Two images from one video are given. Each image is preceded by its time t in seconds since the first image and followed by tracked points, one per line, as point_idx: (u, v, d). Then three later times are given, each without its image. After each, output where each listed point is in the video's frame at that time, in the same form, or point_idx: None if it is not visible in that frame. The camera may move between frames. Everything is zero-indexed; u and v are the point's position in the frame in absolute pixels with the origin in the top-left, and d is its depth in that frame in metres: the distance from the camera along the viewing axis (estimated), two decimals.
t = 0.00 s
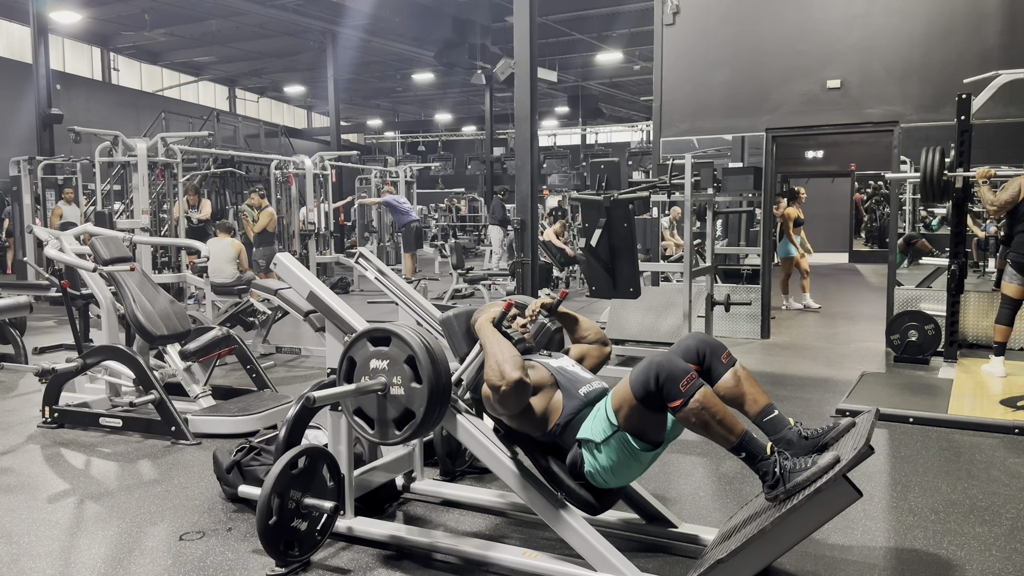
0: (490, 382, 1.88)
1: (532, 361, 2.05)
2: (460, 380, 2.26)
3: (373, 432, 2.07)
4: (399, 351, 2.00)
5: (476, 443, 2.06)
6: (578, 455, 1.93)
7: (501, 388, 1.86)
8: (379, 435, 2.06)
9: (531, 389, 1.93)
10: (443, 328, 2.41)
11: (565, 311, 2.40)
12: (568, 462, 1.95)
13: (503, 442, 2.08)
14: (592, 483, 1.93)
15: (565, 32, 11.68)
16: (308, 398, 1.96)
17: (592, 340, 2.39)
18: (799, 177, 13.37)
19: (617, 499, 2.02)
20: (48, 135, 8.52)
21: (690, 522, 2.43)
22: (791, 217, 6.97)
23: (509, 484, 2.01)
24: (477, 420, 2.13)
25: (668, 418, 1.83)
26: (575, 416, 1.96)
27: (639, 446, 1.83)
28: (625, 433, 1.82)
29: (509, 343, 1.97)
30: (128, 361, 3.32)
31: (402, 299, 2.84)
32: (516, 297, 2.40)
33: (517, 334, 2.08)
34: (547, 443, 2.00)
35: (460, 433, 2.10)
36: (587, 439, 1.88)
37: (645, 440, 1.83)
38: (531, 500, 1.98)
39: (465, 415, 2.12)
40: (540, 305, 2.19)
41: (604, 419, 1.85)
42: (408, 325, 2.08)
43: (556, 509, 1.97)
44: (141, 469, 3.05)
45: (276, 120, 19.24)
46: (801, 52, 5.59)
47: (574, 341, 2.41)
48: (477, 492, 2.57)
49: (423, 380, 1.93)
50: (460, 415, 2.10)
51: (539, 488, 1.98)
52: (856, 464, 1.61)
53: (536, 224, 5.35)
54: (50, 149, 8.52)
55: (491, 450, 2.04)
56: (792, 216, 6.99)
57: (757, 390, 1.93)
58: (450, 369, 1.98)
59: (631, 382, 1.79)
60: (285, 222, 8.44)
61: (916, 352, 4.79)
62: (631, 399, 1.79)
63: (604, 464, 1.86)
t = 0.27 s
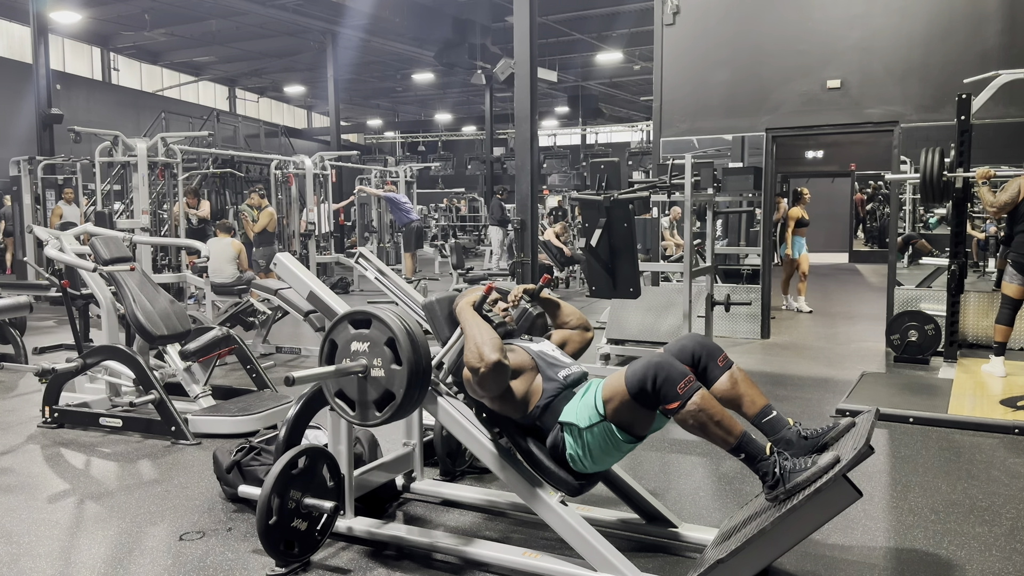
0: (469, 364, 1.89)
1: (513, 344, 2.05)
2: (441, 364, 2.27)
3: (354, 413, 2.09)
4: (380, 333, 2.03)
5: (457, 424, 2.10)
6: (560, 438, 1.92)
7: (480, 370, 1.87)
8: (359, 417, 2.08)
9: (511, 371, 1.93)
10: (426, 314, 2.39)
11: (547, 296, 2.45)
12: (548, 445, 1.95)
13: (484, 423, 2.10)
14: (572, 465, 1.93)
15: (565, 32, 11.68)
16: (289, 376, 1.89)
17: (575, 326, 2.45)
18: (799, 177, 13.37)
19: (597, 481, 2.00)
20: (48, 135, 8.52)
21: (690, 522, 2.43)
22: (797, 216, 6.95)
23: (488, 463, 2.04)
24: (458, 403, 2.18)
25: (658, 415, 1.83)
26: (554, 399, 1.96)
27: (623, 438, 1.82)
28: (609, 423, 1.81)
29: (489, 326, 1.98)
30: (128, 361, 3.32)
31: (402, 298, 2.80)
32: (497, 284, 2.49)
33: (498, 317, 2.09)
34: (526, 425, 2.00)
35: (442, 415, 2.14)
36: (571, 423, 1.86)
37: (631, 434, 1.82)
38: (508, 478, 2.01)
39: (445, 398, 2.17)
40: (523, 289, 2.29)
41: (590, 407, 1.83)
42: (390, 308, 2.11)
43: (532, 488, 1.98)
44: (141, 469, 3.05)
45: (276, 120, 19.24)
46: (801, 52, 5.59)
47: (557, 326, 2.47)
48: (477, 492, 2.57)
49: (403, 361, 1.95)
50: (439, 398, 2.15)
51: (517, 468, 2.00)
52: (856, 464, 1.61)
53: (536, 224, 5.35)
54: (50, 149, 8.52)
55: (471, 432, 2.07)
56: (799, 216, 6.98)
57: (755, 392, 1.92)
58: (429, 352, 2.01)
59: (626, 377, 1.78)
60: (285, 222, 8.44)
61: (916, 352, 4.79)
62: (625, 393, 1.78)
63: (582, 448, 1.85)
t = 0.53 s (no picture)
0: (446, 344, 1.95)
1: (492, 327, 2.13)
2: (421, 344, 2.25)
3: (333, 393, 2.11)
4: (358, 314, 2.05)
5: (434, 404, 2.13)
6: (538, 420, 2.00)
7: (457, 350, 1.93)
8: (338, 397, 2.11)
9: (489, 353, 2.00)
10: (406, 297, 2.40)
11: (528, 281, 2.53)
12: (526, 425, 2.02)
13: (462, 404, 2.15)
14: (548, 444, 2.00)
15: (564, 32, 11.68)
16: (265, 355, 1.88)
17: (556, 310, 2.52)
18: (799, 177, 13.37)
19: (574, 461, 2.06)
20: (48, 135, 8.51)
21: (691, 522, 2.43)
22: (798, 214, 6.97)
23: (465, 442, 2.07)
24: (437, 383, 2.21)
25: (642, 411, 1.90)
26: (530, 379, 2.05)
27: (602, 429, 1.90)
28: (592, 414, 1.88)
29: (467, 308, 2.04)
30: (128, 361, 3.32)
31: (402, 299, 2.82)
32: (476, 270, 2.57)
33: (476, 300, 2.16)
34: (504, 405, 2.07)
35: (419, 396, 2.16)
36: (552, 406, 1.94)
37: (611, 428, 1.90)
38: (483, 456, 2.03)
39: (424, 378, 2.18)
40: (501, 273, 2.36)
41: (574, 394, 1.89)
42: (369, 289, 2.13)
43: (506, 464, 2.00)
44: (141, 469, 3.05)
45: (276, 120, 19.24)
46: (801, 52, 5.59)
47: (536, 310, 2.54)
48: (476, 492, 2.58)
49: (381, 341, 1.98)
50: (418, 377, 2.16)
51: (492, 445, 2.03)
52: (857, 464, 1.61)
53: (536, 224, 5.35)
54: (50, 149, 8.52)
55: (448, 411, 2.11)
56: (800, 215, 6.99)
57: (750, 395, 1.93)
58: (407, 333, 2.03)
59: (621, 378, 1.84)
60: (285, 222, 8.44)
61: (916, 353, 4.78)
62: (616, 392, 1.85)
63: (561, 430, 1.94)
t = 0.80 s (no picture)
0: (427, 326, 2.00)
1: (472, 311, 2.18)
2: (400, 327, 2.24)
3: (313, 374, 2.16)
4: (338, 297, 2.10)
5: (414, 385, 2.14)
6: (520, 402, 2.03)
7: (437, 331, 1.98)
8: (318, 378, 2.15)
9: (468, 335, 2.06)
10: (389, 283, 2.39)
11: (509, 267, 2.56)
12: (507, 407, 2.06)
13: (441, 384, 2.14)
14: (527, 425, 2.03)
15: (564, 32, 11.68)
16: (247, 335, 2.02)
17: (538, 294, 2.55)
18: (799, 177, 13.37)
19: (553, 445, 2.09)
20: (48, 135, 8.52)
21: (691, 522, 2.43)
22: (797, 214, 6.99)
23: (443, 422, 2.08)
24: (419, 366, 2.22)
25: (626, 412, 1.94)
26: (513, 359, 2.08)
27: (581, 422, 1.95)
28: (575, 409, 1.92)
29: (447, 291, 2.09)
30: (128, 361, 3.32)
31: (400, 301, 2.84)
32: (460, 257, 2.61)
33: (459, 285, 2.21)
34: (486, 387, 2.11)
35: (400, 374, 2.18)
36: (536, 391, 1.98)
37: (592, 424, 1.96)
38: (462, 436, 2.06)
39: (406, 360, 2.21)
40: (484, 260, 2.42)
41: (563, 389, 1.93)
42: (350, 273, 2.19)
43: (484, 444, 2.02)
44: (141, 469, 3.05)
45: (276, 120, 19.24)
46: (802, 52, 5.59)
47: (518, 294, 2.56)
48: (476, 491, 2.58)
49: (360, 323, 2.04)
50: (400, 361, 2.20)
51: (471, 426, 2.05)
52: (856, 464, 1.61)
53: (536, 224, 5.35)
54: (50, 149, 8.52)
55: (428, 390, 2.11)
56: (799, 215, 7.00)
57: (744, 403, 1.93)
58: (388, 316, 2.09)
59: (614, 386, 1.88)
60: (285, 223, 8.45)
61: (916, 352, 4.79)
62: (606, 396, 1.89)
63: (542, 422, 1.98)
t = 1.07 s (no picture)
0: (416, 320, 2.00)
1: (466, 306, 2.22)
2: (395, 323, 2.31)
3: (306, 368, 2.16)
4: (331, 290, 2.10)
5: (407, 379, 2.16)
6: (513, 398, 2.05)
7: (427, 325, 1.99)
8: (310, 371, 2.16)
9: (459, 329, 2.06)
10: (382, 278, 2.38)
11: (504, 262, 2.61)
12: (500, 402, 2.07)
13: (435, 379, 2.15)
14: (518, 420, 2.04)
15: (564, 32, 11.68)
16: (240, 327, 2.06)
17: (532, 290, 2.60)
18: (799, 177, 13.37)
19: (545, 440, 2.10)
20: (48, 135, 8.52)
21: (691, 522, 2.43)
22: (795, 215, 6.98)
23: (434, 414, 2.10)
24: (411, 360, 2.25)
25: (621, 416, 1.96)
26: (506, 356, 2.10)
27: (574, 423, 1.96)
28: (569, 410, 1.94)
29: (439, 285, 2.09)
30: (127, 361, 3.32)
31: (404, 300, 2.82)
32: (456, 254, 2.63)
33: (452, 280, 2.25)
34: (478, 382, 2.13)
35: (393, 368, 2.21)
36: (531, 388, 1.98)
37: (585, 426, 1.97)
38: (453, 428, 2.07)
39: (398, 353, 2.24)
40: (477, 255, 2.44)
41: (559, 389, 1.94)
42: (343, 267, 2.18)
43: (476, 436, 2.04)
44: (141, 469, 3.05)
45: (276, 120, 19.23)
46: (801, 51, 5.59)
47: (512, 291, 2.62)
48: (477, 491, 2.58)
49: (353, 317, 2.04)
50: (393, 356, 2.22)
51: (462, 418, 2.06)
52: (856, 463, 1.61)
53: (536, 224, 5.35)
54: (50, 149, 8.52)
55: (420, 383, 2.13)
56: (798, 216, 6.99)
57: (739, 410, 1.96)
58: (380, 310, 2.10)
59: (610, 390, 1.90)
60: (285, 223, 8.45)
61: (916, 352, 4.79)
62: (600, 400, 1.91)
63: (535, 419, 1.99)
